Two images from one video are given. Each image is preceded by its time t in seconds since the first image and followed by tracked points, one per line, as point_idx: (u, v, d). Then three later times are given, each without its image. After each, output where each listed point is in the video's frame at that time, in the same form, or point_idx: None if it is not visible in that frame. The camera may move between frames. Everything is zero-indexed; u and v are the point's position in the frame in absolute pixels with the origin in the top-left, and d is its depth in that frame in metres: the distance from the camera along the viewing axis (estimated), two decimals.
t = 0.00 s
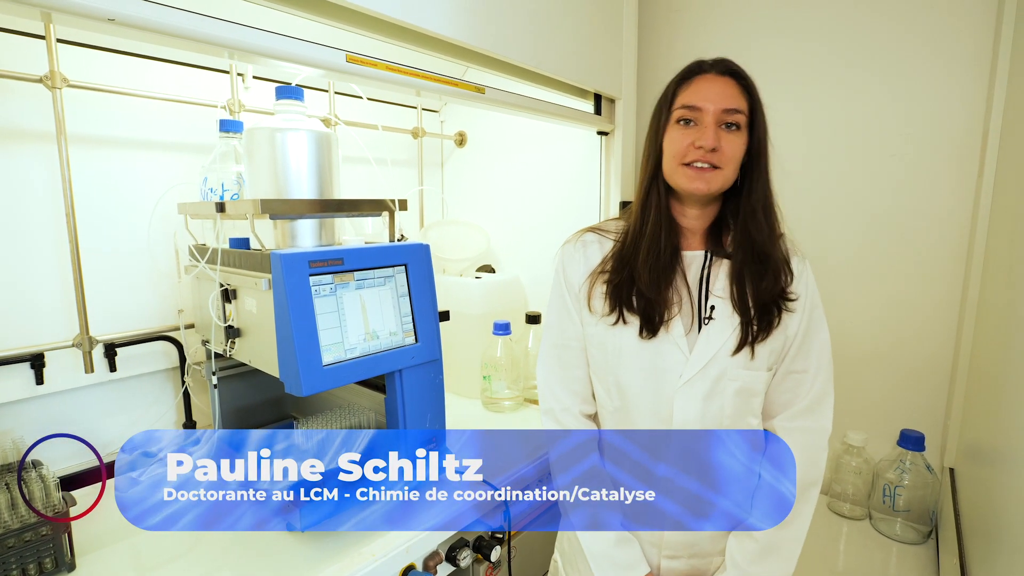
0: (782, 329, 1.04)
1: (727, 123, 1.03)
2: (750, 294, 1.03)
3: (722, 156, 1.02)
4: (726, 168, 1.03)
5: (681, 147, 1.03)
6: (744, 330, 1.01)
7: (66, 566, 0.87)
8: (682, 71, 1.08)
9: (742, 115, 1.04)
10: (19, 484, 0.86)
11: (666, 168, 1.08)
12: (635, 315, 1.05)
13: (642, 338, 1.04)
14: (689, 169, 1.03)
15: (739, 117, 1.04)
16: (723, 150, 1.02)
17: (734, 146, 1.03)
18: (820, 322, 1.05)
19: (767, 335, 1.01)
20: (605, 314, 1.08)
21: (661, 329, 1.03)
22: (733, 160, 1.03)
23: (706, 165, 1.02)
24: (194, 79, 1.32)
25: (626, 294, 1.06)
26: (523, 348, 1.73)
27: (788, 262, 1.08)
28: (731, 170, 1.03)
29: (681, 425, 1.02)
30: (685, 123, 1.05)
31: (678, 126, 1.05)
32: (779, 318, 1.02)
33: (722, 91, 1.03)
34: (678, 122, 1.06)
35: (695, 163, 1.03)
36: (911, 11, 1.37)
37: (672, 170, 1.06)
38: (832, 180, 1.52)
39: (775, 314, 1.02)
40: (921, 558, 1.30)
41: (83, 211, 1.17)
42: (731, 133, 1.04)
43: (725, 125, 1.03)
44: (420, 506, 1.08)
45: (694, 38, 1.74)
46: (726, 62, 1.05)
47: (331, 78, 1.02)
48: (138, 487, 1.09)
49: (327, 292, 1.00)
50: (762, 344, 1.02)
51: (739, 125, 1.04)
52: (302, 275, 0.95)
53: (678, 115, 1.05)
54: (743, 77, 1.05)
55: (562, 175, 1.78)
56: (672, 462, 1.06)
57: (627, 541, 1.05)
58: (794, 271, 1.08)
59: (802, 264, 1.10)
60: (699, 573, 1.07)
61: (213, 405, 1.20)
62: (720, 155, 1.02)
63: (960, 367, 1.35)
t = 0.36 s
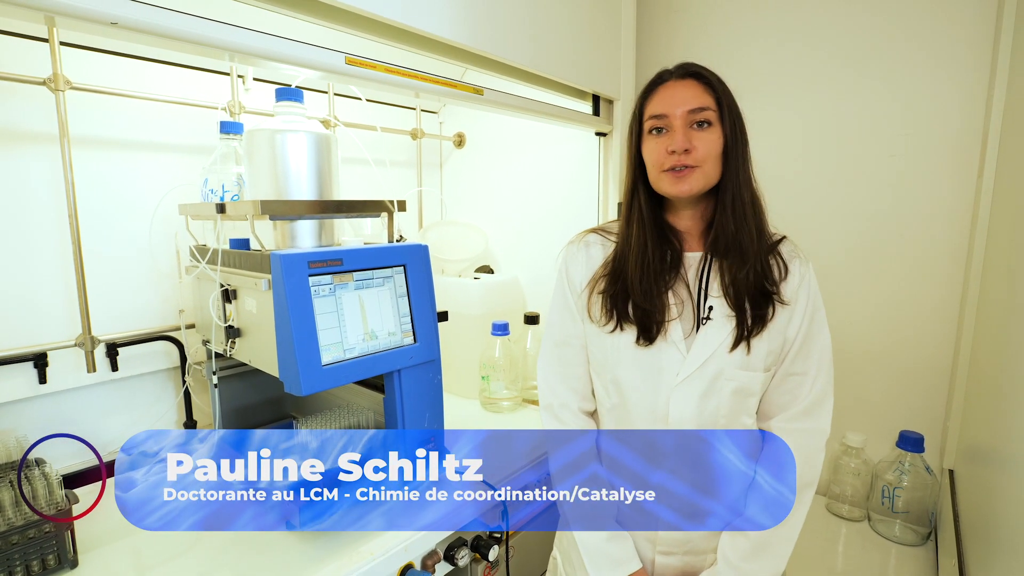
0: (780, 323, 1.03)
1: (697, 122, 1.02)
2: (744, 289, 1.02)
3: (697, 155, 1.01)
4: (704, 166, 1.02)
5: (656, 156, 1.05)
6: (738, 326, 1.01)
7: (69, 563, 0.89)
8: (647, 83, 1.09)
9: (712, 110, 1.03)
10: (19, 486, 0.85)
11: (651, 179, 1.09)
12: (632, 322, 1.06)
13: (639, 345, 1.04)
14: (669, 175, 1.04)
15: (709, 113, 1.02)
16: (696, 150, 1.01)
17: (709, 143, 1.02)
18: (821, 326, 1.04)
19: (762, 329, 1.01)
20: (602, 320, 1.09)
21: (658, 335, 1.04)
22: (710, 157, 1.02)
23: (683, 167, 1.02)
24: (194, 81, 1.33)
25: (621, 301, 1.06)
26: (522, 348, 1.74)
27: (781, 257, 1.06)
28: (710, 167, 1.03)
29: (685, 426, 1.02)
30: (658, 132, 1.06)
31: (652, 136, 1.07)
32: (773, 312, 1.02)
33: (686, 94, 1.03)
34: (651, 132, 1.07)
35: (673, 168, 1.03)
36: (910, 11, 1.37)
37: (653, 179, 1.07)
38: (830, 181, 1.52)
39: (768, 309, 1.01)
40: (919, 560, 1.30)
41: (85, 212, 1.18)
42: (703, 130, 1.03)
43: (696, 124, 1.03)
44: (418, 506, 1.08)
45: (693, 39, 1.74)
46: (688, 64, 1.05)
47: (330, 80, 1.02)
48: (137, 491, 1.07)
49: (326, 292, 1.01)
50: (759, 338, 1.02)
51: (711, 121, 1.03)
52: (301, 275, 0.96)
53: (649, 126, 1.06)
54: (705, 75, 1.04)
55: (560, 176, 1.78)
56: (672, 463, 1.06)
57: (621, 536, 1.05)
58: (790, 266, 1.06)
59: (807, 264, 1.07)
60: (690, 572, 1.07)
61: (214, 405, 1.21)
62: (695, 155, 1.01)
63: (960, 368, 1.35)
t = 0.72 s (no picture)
0: (783, 320, 1.02)
1: (699, 112, 1.03)
2: (744, 286, 1.02)
3: (698, 145, 1.01)
4: (706, 156, 1.02)
5: (659, 146, 1.05)
6: (739, 325, 1.01)
7: (73, 560, 0.89)
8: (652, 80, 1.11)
9: (713, 101, 1.03)
10: (21, 484, 0.85)
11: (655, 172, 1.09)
12: (633, 319, 1.06)
13: (639, 341, 1.04)
14: (670, 165, 1.04)
15: (710, 104, 1.03)
16: (697, 138, 1.02)
17: (710, 132, 1.02)
18: (829, 333, 1.03)
19: (762, 327, 1.00)
20: (604, 316, 1.10)
21: (659, 332, 1.04)
22: (711, 146, 1.02)
23: (684, 155, 1.02)
24: (193, 81, 1.34)
25: (623, 297, 1.07)
26: (520, 350, 1.75)
27: (791, 259, 1.04)
28: (712, 156, 1.02)
29: (690, 427, 1.03)
30: (660, 125, 1.07)
31: (654, 129, 1.07)
32: (774, 310, 1.01)
33: (688, 86, 1.04)
34: (654, 126, 1.08)
35: (674, 157, 1.03)
36: (912, 10, 1.37)
37: (655, 170, 1.07)
38: (830, 182, 1.52)
39: (769, 306, 1.01)
40: (919, 562, 1.30)
41: (86, 213, 1.19)
42: (704, 121, 1.03)
43: (697, 115, 1.03)
44: (417, 505, 1.09)
45: (693, 39, 1.74)
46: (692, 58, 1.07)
47: (329, 79, 1.03)
48: (136, 493, 1.08)
49: (325, 292, 1.01)
50: (759, 337, 1.01)
51: (713, 111, 1.03)
52: (301, 275, 0.97)
53: (652, 119, 1.07)
54: (707, 68, 1.05)
55: (559, 177, 1.78)
56: (671, 463, 1.06)
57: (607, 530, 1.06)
58: (799, 268, 1.05)
59: (818, 270, 1.05)
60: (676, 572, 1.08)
61: (214, 405, 1.22)
62: (695, 144, 1.02)
63: (961, 369, 1.34)
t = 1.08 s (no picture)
0: (789, 320, 1.01)
1: (701, 120, 1.02)
2: (751, 286, 1.02)
3: (703, 154, 1.01)
4: (711, 165, 1.02)
5: (662, 158, 1.05)
6: (745, 323, 1.00)
7: (76, 557, 0.90)
8: (652, 85, 1.10)
9: (715, 108, 1.02)
10: (20, 484, 0.85)
11: (660, 181, 1.10)
12: (636, 319, 1.07)
13: (641, 341, 1.05)
14: (676, 176, 1.04)
15: (712, 112, 1.02)
16: (701, 149, 1.01)
17: (715, 141, 1.01)
18: (836, 335, 1.02)
19: (768, 326, 1.00)
20: (607, 314, 1.10)
21: (662, 331, 1.04)
22: (716, 155, 1.01)
23: (689, 167, 1.02)
24: (194, 81, 1.34)
25: (627, 298, 1.07)
26: (521, 350, 1.75)
27: (798, 260, 1.05)
28: (717, 166, 1.02)
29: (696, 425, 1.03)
30: (663, 134, 1.07)
31: (658, 138, 1.07)
32: (781, 310, 1.00)
33: (689, 93, 1.03)
34: (657, 135, 1.08)
35: (679, 168, 1.03)
36: (915, 9, 1.36)
37: (661, 181, 1.07)
38: (832, 182, 1.52)
39: (776, 305, 1.00)
40: (919, 563, 1.30)
41: (87, 212, 1.19)
42: (708, 128, 1.02)
43: (700, 123, 1.02)
44: (416, 505, 1.09)
45: (695, 39, 1.74)
46: (691, 64, 1.06)
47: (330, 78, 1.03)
48: (136, 493, 1.08)
49: (326, 292, 1.01)
50: (763, 336, 1.01)
51: (716, 118, 1.02)
52: (301, 275, 0.96)
53: (655, 129, 1.07)
54: (708, 73, 1.04)
55: (560, 177, 1.78)
56: (671, 464, 1.06)
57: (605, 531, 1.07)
58: (806, 268, 1.05)
59: (825, 273, 1.04)
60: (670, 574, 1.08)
61: (215, 404, 1.22)
62: (700, 155, 1.01)
63: (963, 371, 1.34)
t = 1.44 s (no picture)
0: (787, 319, 1.01)
1: (700, 116, 1.02)
2: (748, 287, 1.01)
3: (700, 150, 1.01)
4: (709, 161, 1.02)
5: (659, 154, 1.05)
6: (743, 324, 1.00)
7: (78, 556, 0.89)
8: (650, 81, 1.10)
9: (713, 104, 1.02)
10: (19, 482, 0.85)
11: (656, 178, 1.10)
12: (633, 321, 1.06)
13: (640, 343, 1.05)
14: (672, 173, 1.04)
15: (711, 107, 1.02)
16: (699, 145, 1.01)
17: (713, 137, 1.01)
18: (833, 331, 1.02)
19: (766, 325, 1.00)
20: (604, 318, 1.10)
21: (659, 334, 1.04)
22: (714, 150, 1.01)
23: (686, 163, 1.02)
24: (195, 80, 1.34)
25: (623, 300, 1.07)
26: (522, 350, 1.75)
27: (792, 258, 1.05)
28: (714, 162, 1.02)
29: (701, 426, 1.02)
30: (661, 130, 1.06)
31: (654, 134, 1.07)
32: (778, 309, 1.00)
33: (687, 89, 1.02)
34: (654, 131, 1.07)
35: (676, 165, 1.03)
36: (918, 9, 1.36)
37: (657, 178, 1.07)
38: (833, 183, 1.52)
39: (773, 304, 1.00)
40: (918, 562, 1.31)
41: (88, 211, 1.19)
42: (705, 125, 1.02)
43: (697, 119, 1.02)
44: (418, 505, 1.09)
45: (696, 39, 1.74)
46: (690, 59, 1.06)
47: (332, 76, 1.02)
48: (136, 494, 1.07)
49: (328, 291, 1.01)
50: (762, 335, 1.01)
51: (714, 115, 1.02)
52: (303, 274, 0.96)
53: (652, 125, 1.07)
54: (706, 68, 1.03)
55: (561, 177, 1.78)
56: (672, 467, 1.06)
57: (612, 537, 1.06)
58: (802, 266, 1.05)
59: (821, 269, 1.04)
60: None
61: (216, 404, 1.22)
62: (698, 150, 1.01)
63: (964, 371, 1.34)
